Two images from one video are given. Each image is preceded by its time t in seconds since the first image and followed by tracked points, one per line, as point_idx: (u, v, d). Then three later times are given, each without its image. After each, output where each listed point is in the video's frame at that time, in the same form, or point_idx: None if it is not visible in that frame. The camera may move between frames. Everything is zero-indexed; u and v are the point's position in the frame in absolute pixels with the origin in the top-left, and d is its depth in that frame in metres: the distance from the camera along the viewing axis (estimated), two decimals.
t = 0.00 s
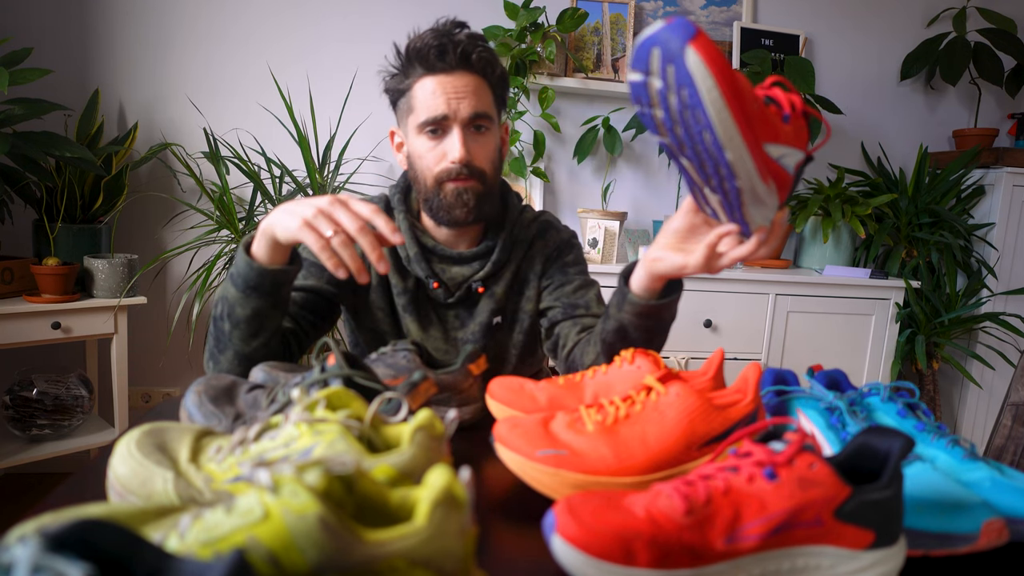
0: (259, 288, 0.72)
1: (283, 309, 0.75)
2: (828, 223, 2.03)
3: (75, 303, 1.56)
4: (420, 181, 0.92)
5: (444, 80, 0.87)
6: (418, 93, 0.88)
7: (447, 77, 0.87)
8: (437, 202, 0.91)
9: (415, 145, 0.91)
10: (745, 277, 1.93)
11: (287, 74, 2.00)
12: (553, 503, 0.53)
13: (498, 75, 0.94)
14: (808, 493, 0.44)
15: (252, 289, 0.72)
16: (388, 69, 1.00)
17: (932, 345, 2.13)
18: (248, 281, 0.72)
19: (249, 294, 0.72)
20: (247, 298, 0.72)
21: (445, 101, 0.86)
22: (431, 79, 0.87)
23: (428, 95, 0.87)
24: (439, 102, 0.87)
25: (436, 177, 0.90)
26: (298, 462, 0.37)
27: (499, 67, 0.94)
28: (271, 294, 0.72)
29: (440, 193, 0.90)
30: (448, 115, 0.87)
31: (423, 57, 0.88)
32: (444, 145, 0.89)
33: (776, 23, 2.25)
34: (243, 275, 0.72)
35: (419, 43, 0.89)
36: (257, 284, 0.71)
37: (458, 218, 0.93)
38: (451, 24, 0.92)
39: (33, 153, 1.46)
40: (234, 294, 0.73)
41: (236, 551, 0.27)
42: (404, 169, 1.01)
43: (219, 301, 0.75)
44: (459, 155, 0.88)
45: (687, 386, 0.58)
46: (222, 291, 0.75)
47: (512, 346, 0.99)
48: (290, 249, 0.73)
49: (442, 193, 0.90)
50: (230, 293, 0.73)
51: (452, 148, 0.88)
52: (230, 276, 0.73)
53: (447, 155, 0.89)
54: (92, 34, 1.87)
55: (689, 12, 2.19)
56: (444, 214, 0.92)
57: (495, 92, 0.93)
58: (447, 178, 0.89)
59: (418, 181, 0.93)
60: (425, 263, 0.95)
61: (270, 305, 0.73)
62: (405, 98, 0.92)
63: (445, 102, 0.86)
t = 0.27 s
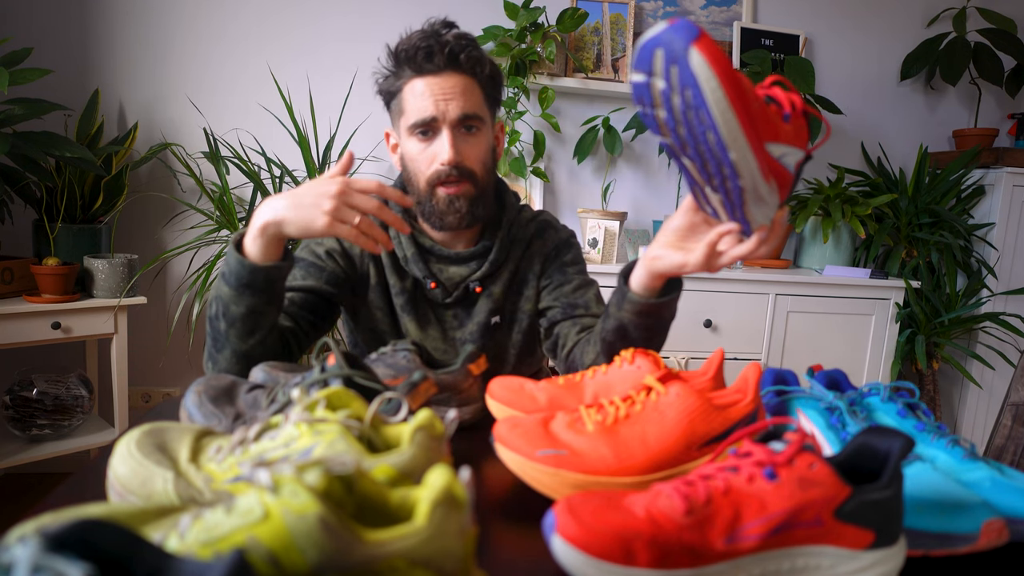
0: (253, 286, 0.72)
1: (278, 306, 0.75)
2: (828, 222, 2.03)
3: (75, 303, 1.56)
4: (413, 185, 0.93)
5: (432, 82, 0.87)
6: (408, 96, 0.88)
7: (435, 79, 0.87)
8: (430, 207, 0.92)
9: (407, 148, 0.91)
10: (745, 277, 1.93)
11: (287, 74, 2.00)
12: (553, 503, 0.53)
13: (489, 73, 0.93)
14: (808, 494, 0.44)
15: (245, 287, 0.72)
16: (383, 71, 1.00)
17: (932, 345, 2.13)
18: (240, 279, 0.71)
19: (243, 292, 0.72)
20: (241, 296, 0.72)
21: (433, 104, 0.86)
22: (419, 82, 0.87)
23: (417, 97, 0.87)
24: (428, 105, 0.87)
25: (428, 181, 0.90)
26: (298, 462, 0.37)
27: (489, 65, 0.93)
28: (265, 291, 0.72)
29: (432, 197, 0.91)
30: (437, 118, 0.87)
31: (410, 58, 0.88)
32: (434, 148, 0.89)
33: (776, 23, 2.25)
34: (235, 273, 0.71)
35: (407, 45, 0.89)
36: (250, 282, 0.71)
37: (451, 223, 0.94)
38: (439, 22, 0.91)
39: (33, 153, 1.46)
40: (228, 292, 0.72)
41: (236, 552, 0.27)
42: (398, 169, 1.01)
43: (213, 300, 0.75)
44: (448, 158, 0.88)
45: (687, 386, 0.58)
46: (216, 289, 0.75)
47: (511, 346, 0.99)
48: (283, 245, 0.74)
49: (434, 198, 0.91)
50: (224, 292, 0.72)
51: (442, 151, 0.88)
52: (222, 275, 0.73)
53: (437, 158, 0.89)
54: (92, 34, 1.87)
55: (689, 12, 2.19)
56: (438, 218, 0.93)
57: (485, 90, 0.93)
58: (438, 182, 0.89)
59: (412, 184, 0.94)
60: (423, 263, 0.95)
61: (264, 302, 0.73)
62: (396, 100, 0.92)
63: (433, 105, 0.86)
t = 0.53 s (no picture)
0: (240, 297, 0.72)
1: (269, 314, 0.75)
2: (828, 223, 2.03)
3: (75, 303, 1.56)
4: (421, 186, 0.92)
5: (445, 83, 0.87)
6: (419, 96, 0.88)
7: (448, 81, 0.87)
8: (440, 206, 0.91)
9: (416, 148, 0.91)
10: (744, 277, 1.93)
11: (288, 74, 2.00)
12: (553, 503, 0.53)
13: (496, 78, 0.94)
14: (808, 493, 0.44)
15: (233, 298, 0.71)
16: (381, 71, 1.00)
17: (932, 344, 2.13)
18: (228, 290, 0.71)
19: (231, 303, 0.72)
20: (230, 306, 0.72)
21: (448, 105, 0.86)
22: (432, 82, 0.87)
23: (429, 98, 0.87)
24: (442, 105, 0.86)
25: (439, 181, 0.90)
26: (298, 463, 0.37)
27: (497, 69, 0.94)
28: (253, 301, 0.72)
29: (444, 197, 0.90)
30: (452, 118, 0.87)
31: (423, 59, 0.88)
32: (447, 148, 0.89)
33: (776, 23, 2.25)
34: (223, 283, 0.71)
35: (419, 45, 0.89)
36: (237, 293, 0.71)
37: (462, 221, 0.93)
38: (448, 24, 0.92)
39: (33, 153, 1.46)
40: (218, 302, 0.72)
41: (236, 552, 0.27)
42: (400, 170, 1.02)
43: (204, 308, 0.75)
44: (463, 158, 0.88)
45: (687, 386, 0.58)
46: (207, 299, 0.74)
47: (511, 346, 1.00)
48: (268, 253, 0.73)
49: (446, 197, 0.90)
50: (213, 301, 0.72)
51: (456, 151, 0.88)
52: (212, 284, 0.73)
53: (450, 158, 0.89)
54: (92, 34, 1.87)
55: (689, 12, 2.19)
56: (448, 217, 0.93)
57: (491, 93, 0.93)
58: (451, 182, 0.89)
59: (419, 185, 0.93)
60: (420, 265, 0.95)
61: (254, 311, 0.73)
62: (403, 100, 0.92)
63: (448, 106, 0.86)
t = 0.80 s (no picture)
0: (263, 289, 0.72)
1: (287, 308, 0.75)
2: (828, 223, 2.03)
3: (75, 303, 1.56)
4: (437, 178, 0.92)
5: (474, 79, 0.88)
6: (446, 89, 0.88)
7: (475, 77, 0.88)
8: (457, 200, 0.91)
9: (435, 140, 0.90)
10: (744, 277, 1.93)
11: (288, 74, 2.00)
12: (553, 503, 0.53)
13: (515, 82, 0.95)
14: (807, 493, 0.44)
15: (256, 290, 0.72)
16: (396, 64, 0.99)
17: (932, 345, 2.13)
18: (252, 282, 0.72)
19: (253, 295, 0.72)
20: (251, 299, 0.72)
21: (476, 100, 0.87)
22: (461, 77, 0.88)
23: (457, 92, 0.87)
24: (470, 100, 0.87)
25: (459, 174, 0.89)
26: (298, 462, 0.37)
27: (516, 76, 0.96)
28: (275, 295, 0.73)
29: (462, 191, 0.90)
30: (479, 113, 0.88)
31: (453, 54, 0.88)
32: (470, 143, 0.89)
33: (776, 23, 2.25)
34: (247, 276, 0.72)
35: (450, 39, 0.88)
36: (261, 286, 0.72)
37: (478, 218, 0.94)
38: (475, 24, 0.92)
39: (33, 153, 1.46)
40: (238, 293, 0.72)
41: (236, 552, 0.27)
42: (408, 164, 1.02)
43: (221, 301, 0.75)
44: (487, 156, 0.89)
45: (687, 386, 0.58)
46: (225, 291, 0.75)
47: (511, 346, 1.00)
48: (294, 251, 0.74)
49: (463, 191, 0.90)
50: (234, 293, 0.73)
51: (481, 148, 0.89)
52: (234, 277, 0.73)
53: (473, 154, 0.90)
54: (92, 34, 1.87)
55: (689, 13, 2.19)
56: (463, 213, 0.93)
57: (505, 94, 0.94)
58: (471, 176, 0.89)
59: (433, 177, 0.92)
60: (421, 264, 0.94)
61: (273, 305, 0.73)
62: (425, 93, 0.91)
63: (476, 101, 0.87)
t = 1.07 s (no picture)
0: (265, 283, 0.72)
1: (288, 302, 0.75)
2: (828, 223, 2.03)
3: (75, 303, 1.56)
4: (434, 175, 0.92)
5: (479, 79, 0.87)
6: (451, 88, 0.88)
7: (482, 78, 0.87)
8: (451, 198, 0.92)
9: (436, 137, 0.91)
10: (745, 277, 1.93)
11: (288, 74, 2.00)
12: (553, 503, 0.53)
13: (527, 86, 0.95)
14: (808, 493, 0.44)
15: (258, 284, 0.71)
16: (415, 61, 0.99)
17: (932, 345, 2.13)
18: (253, 276, 0.71)
19: (254, 289, 0.72)
20: (251, 294, 0.72)
21: (479, 100, 0.87)
22: (466, 77, 0.87)
23: (460, 92, 0.87)
24: (472, 100, 0.87)
25: (453, 172, 0.90)
26: (298, 462, 0.37)
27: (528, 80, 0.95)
28: (276, 288, 0.72)
29: (455, 190, 0.90)
30: (479, 114, 0.87)
31: (462, 53, 0.88)
32: (467, 142, 0.89)
33: (777, 23, 2.25)
34: (248, 270, 0.71)
35: (460, 39, 0.89)
36: (263, 279, 0.71)
37: (472, 220, 0.94)
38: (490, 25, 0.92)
39: (33, 153, 1.46)
40: (239, 288, 0.72)
41: (236, 551, 0.27)
42: (416, 161, 1.03)
43: (223, 296, 0.75)
44: (482, 155, 0.89)
45: (687, 386, 0.58)
46: (226, 285, 0.74)
47: (512, 346, 1.00)
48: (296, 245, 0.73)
49: (457, 190, 0.90)
50: (235, 288, 0.72)
51: (477, 147, 0.89)
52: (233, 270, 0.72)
53: (469, 152, 0.89)
54: (92, 33, 1.87)
55: (689, 13, 2.19)
56: (457, 212, 0.93)
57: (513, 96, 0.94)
58: (464, 175, 0.89)
59: (432, 174, 0.93)
60: (426, 264, 0.95)
61: (274, 300, 0.73)
62: (433, 90, 0.91)
63: (478, 102, 0.87)
